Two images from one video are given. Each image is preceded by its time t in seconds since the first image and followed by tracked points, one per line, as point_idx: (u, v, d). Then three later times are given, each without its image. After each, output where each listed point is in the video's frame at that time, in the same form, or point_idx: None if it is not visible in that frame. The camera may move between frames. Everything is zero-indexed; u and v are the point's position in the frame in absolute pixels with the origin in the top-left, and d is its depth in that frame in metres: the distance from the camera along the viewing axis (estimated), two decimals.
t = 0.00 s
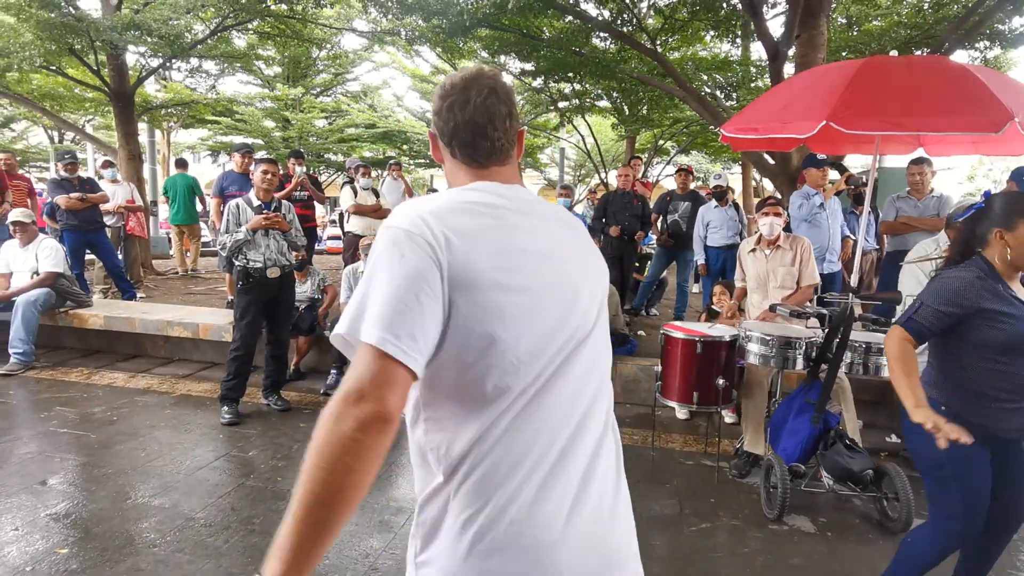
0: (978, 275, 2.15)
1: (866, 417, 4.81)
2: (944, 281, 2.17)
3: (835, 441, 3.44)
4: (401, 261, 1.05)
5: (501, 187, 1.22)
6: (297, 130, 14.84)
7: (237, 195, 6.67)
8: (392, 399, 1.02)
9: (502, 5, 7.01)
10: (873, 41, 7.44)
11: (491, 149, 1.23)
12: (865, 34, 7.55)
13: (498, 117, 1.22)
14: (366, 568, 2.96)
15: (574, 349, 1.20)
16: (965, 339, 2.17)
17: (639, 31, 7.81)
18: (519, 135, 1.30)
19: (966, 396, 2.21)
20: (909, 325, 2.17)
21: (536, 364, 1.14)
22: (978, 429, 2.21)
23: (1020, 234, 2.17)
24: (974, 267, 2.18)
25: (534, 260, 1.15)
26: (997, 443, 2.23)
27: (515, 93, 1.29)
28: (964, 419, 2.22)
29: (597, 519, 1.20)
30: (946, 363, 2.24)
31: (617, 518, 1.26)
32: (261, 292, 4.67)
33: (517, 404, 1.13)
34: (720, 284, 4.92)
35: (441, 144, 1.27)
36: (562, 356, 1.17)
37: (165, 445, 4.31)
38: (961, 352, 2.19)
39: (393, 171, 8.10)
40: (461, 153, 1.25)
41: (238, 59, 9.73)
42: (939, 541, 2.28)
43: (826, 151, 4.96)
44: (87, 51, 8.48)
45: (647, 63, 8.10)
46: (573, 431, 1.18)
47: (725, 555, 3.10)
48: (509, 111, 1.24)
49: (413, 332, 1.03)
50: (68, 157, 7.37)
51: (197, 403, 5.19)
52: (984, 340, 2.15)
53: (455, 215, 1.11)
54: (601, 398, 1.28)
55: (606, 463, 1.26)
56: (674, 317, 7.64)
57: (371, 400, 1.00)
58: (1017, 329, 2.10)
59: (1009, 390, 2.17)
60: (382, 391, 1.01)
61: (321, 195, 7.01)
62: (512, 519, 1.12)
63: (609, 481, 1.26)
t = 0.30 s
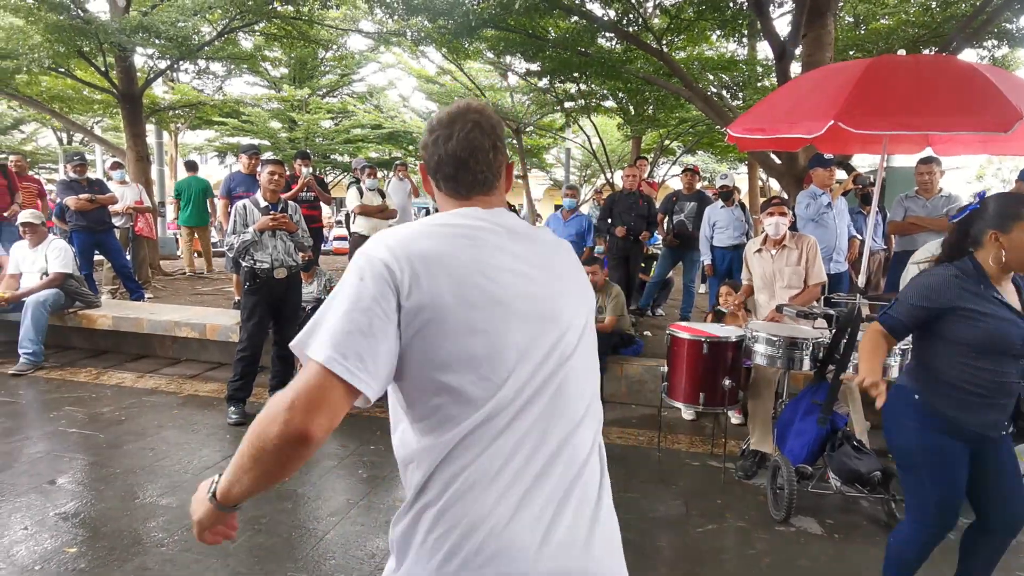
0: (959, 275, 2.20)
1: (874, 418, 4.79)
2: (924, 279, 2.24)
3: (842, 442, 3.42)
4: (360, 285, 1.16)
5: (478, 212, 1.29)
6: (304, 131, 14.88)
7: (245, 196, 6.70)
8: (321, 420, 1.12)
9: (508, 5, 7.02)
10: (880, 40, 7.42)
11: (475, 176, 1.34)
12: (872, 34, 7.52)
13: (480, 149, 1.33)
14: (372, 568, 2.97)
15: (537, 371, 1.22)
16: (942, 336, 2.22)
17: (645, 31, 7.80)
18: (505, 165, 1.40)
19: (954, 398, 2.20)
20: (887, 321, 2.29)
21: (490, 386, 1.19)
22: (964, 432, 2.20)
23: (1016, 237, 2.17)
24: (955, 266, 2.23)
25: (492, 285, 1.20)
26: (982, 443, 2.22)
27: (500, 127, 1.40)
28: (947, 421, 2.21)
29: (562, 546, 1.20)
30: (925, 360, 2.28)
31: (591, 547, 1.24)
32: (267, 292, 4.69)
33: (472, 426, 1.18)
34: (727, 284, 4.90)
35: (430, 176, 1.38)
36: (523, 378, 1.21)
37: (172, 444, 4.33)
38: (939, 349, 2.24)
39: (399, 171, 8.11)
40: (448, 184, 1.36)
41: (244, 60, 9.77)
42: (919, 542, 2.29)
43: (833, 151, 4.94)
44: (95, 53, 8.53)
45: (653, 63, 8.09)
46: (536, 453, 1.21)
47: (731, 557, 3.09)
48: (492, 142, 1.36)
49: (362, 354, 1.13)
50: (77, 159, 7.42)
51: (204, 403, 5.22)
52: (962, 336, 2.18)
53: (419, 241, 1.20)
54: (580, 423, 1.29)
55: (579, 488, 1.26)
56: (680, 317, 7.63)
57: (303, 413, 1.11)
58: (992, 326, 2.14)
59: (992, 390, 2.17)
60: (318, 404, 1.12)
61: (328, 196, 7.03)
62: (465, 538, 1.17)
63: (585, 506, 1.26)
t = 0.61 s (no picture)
0: (952, 280, 2.24)
1: (879, 419, 4.78)
2: (923, 287, 2.28)
3: (849, 444, 3.40)
4: (355, 253, 1.30)
5: (472, 184, 1.39)
6: (309, 133, 14.92)
7: (251, 198, 6.72)
8: (345, 382, 1.30)
9: (513, 7, 7.03)
10: (886, 40, 7.40)
11: (482, 146, 1.40)
12: (878, 34, 7.50)
13: (488, 122, 1.39)
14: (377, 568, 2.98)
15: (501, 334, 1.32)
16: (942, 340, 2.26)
17: (650, 32, 7.80)
18: (515, 134, 1.45)
19: (943, 395, 2.25)
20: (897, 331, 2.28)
21: (456, 345, 1.31)
22: (953, 428, 2.23)
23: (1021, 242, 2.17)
24: (947, 272, 2.28)
25: (462, 255, 1.30)
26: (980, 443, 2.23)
27: (511, 99, 1.44)
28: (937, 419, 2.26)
29: (513, 491, 1.32)
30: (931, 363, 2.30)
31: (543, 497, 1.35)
32: (273, 293, 4.71)
33: (440, 382, 1.32)
34: (731, 286, 4.90)
35: (445, 142, 1.45)
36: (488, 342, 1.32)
37: (179, 444, 4.36)
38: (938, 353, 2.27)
39: (404, 173, 8.12)
40: (456, 151, 1.43)
41: (250, 62, 9.81)
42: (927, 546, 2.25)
43: (839, 151, 4.92)
44: (101, 55, 8.58)
45: (657, 64, 8.09)
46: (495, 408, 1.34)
47: (736, 558, 3.09)
48: (501, 114, 1.41)
49: (359, 314, 1.29)
50: (85, 160, 7.46)
51: (210, 403, 5.24)
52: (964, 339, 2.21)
53: (406, 211, 1.31)
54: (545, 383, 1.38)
55: (534, 443, 1.37)
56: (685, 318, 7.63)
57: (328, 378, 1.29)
58: (985, 326, 2.20)
59: (984, 388, 2.20)
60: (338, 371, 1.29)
61: (333, 197, 7.05)
62: (428, 476, 1.32)
63: (541, 456, 1.37)
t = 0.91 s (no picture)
0: (960, 279, 2.20)
1: (881, 420, 4.78)
2: (923, 285, 2.23)
3: (850, 444, 3.40)
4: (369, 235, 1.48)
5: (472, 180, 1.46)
6: (309, 134, 14.94)
7: (252, 198, 6.71)
8: (377, 356, 1.56)
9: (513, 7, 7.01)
10: (887, 40, 7.39)
11: (496, 146, 1.49)
12: (879, 34, 7.49)
13: (505, 125, 1.47)
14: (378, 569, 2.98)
15: (454, 310, 1.38)
16: (945, 341, 2.24)
17: (651, 32, 7.79)
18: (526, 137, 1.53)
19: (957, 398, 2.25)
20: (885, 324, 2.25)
21: (421, 313, 1.39)
22: (974, 430, 2.27)
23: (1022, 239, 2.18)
24: (957, 271, 2.23)
25: (430, 234, 1.38)
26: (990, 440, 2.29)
27: (527, 105, 1.52)
28: (958, 420, 2.26)
29: (463, 449, 1.40)
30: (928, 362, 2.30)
31: (487, 467, 1.40)
32: (275, 294, 4.70)
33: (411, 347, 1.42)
34: (733, 286, 4.89)
35: (463, 136, 1.53)
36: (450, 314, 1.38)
37: (180, 445, 4.35)
38: (942, 353, 2.26)
39: (404, 173, 8.12)
40: (473, 146, 1.50)
41: (251, 63, 9.81)
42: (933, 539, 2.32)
43: (840, 151, 4.91)
44: (102, 55, 8.57)
45: (658, 64, 8.08)
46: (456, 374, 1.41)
47: (739, 559, 3.08)
48: (517, 117, 1.49)
49: (366, 289, 1.48)
50: (86, 161, 7.46)
51: (211, 404, 5.23)
52: (959, 342, 2.22)
53: (407, 200, 1.44)
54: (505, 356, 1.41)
55: (485, 414, 1.41)
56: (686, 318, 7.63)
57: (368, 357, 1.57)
58: (996, 330, 2.17)
59: (995, 389, 2.23)
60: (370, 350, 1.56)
61: (333, 198, 7.05)
62: (400, 425, 1.45)
63: (497, 424, 1.42)
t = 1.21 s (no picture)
0: (944, 280, 2.23)
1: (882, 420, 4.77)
2: (905, 284, 2.28)
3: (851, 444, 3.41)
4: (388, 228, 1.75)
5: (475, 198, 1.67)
6: (310, 133, 14.96)
7: (253, 198, 6.71)
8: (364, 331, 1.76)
9: (514, 6, 7.00)
10: (888, 40, 7.39)
11: (504, 179, 1.76)
12: (881, 33, 7.49)
13: (516, 167, 1.76)
14: (379, 569, 2.97)
15: (393, 296, 1.61)
16: (925, 338, 2.27)
17: (652, 31, 7.80)
18: (531, 184, 1.80)
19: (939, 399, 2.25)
20: (868, 324, 2.33)
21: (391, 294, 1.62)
22: (954, 431, 2.26)
23: (1009, 244, 2.20)
24: (941, 273, 2.26)
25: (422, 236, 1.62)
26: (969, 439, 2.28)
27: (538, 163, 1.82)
28: (934, 421, 2.27)
29: (382, 418, 1.56)
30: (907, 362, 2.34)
31: (393, 439, 1.55)
32: (276, 293, 4.71)
33: (377, 322, 1.63)
34: (733, 285, 4.89)
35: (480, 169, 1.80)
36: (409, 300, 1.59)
37: (181, 445, 4.35)
38: (922, 352, 2.29)
39: (405, 173, 8.12)
40: (486, 176, 1.77)
41: (252, 62, 9.81)
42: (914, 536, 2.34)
43: (841, 151, 4.91)
44: (103, 55, 8.58)
45: (659, 64, 8.08)
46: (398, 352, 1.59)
47: (739, 559, 3.08)
48: (526, 163, 1.78)
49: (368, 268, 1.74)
50: (87, 161, 7.47)
51: (212, 404, 5.23)
52: (939, 341, 2.24)
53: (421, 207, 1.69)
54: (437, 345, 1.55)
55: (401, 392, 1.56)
56: (687, 318, 7.62)
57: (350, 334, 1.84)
58: (977, 331, 2.18)
59: (976, 390, 2.22)
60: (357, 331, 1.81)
61: (334, 198, 7.05)
62: (354, 385, 1.67)
63: (412, 405, 1.55)
